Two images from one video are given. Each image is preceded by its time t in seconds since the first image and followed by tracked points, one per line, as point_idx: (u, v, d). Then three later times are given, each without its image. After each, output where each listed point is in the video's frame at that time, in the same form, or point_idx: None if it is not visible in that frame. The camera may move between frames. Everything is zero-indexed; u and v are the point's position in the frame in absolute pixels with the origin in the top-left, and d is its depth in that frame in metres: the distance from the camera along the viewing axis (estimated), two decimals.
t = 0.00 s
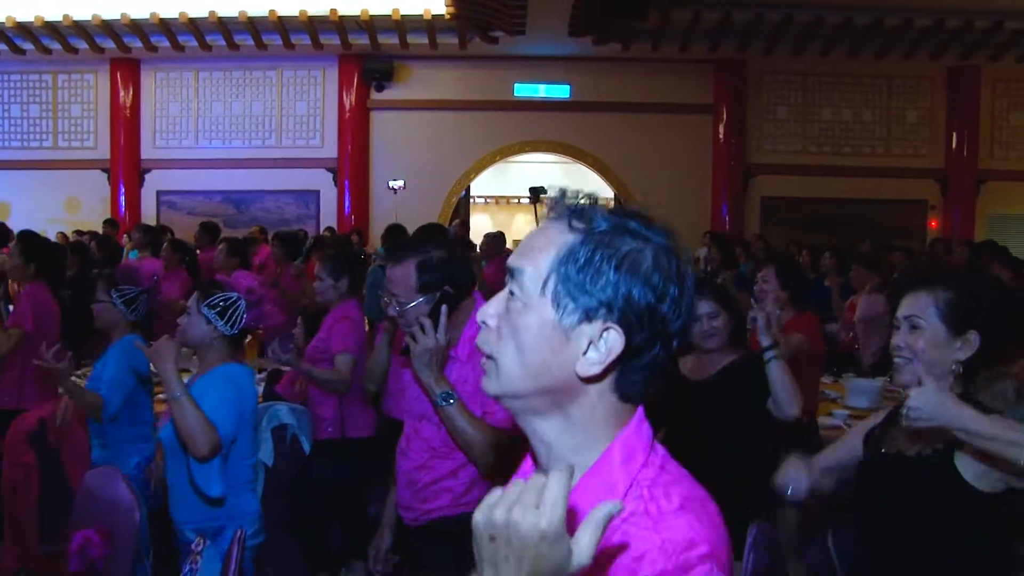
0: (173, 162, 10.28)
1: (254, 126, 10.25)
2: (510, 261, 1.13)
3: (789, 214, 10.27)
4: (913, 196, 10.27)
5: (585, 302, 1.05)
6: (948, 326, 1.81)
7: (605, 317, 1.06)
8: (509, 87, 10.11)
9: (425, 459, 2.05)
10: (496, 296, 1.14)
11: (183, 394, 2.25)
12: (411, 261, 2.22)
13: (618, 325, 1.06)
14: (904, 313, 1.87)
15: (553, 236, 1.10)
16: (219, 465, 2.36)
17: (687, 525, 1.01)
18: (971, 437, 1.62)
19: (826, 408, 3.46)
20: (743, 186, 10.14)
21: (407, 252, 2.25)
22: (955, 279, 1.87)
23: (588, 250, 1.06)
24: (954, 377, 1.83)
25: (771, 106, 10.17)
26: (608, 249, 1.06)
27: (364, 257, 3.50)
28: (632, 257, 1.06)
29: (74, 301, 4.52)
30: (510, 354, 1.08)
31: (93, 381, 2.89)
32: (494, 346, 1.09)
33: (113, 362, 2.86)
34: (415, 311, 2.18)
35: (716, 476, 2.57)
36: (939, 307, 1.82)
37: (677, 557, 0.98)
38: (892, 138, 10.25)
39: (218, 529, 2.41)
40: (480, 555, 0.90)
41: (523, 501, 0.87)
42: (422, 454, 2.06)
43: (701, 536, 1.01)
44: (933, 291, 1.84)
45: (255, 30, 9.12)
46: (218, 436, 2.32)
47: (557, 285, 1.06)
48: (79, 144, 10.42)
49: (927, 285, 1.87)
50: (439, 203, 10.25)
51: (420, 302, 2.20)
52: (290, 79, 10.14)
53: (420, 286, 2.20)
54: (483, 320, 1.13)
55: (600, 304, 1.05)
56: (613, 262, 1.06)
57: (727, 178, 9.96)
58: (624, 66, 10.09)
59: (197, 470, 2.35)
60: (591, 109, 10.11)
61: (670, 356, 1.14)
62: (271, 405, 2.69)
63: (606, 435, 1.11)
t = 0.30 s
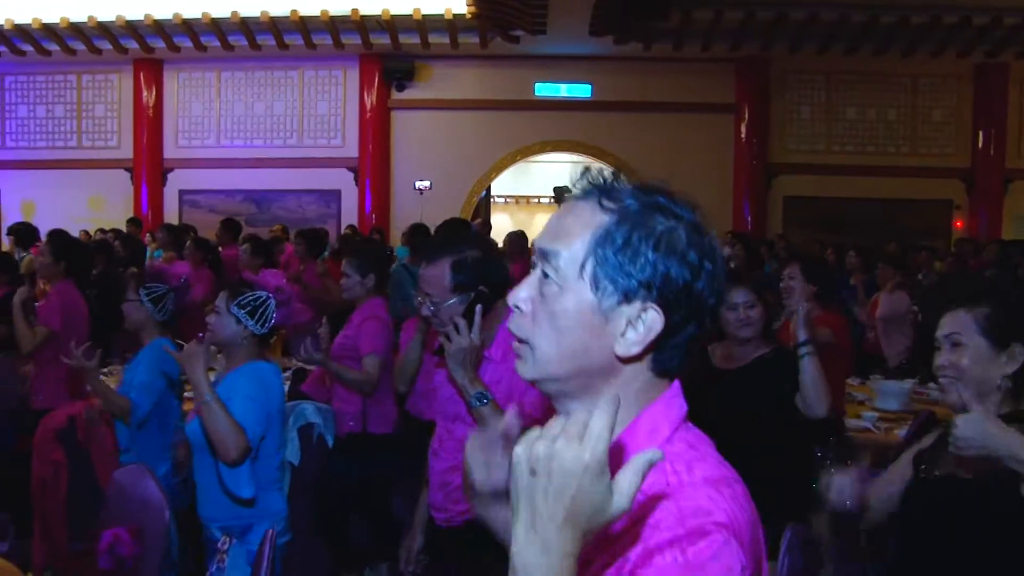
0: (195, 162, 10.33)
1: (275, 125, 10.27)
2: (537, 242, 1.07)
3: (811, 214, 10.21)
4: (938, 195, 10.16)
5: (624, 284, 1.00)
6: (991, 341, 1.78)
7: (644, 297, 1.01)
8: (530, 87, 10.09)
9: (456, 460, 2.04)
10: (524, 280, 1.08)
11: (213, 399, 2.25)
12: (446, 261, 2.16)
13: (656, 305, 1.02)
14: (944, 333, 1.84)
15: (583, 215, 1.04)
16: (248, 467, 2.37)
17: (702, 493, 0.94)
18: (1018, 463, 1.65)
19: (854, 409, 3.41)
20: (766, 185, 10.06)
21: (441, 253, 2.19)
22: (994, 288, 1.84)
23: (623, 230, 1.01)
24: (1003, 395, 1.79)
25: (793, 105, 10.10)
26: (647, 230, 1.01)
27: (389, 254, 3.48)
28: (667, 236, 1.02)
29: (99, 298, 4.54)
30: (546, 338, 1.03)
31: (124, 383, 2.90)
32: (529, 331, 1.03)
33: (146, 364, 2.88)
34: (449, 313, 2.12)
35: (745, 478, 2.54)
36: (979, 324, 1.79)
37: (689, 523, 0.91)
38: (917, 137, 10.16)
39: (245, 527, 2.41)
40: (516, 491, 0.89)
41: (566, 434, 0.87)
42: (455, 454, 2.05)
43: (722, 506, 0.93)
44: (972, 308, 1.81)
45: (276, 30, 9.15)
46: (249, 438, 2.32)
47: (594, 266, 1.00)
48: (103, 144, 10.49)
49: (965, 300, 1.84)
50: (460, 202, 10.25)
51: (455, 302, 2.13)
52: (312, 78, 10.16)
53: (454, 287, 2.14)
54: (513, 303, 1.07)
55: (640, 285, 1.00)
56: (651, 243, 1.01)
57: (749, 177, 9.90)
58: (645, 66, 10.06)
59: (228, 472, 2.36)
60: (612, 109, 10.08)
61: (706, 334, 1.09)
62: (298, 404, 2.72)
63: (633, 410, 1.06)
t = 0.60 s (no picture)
0: (226, 162, 10.40)
1: (305, 125, 10.32)
2: (600, 230, 1.09)
3: (843, 214, 10.11)
4: (973, 194, 10.02)
5: (689, 262, 1.00)
6: None
7: (708, 275, 1.01)
8: (559, 86, 10.07)
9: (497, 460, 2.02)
10: (588, 267, 1.09)
11: (253, 392, 2.26)
12: (489, 263, 2.14)
13: (720, 283, 1.01)
14: (994, 317, 1.91)
15: (646, 200, 1.05)
16: (287, 461, 2.38)
17: (764, 480, 0.92)
18: None
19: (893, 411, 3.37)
20: (797, 184, 9.98)
21: (484, 254, 2.18)
22: None
23: (687, 209, 1.02)
24: None
25: (825, 104, 10.02)
26: (710, 210, 1.02)
27: (424, 254, 3.48)
28: (730, 217, 1.02)
29: (133, 298, 4.57)
30: (610, 319, 1.03)
31: (162, 378, 2.96)
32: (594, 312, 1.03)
33: (184, 359, 2.95)
34: (492, 314, 2.10)
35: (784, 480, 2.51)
36: None
37: (750, 510, 0.89)
38: (951, 136, 10.02)
39: (277, 522, 2.41)
40: (564, 485, 0.91)
41: (614, 429, 0.88)
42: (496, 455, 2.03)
43: (784, 492, 0.91)
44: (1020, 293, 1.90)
45: (306, 31, 9.19)
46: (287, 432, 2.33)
47: (658, 245, 1.01)
48: (135, 145, 10.59)
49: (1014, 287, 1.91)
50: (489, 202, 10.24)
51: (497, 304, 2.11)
52: (341, 79, 10.20)
53: (497, 288, 2.11)
54: (577, 289, 1.08)
55: (705, 263, 1.00)
56: (714, 223, 1.01)
57: (779, 176, 9.82)
58: (675, 65, 10.01)
59: (267, 464, 2.37)
60: (641, 109, 10.04)
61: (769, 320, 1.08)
62: (332, 404, 2.68)
63: (693, 394, 1.04)
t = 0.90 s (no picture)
0: (254, 162, 10.45)
1: (334, 126, 10.35)
2: (655, 281, 1.12)
3: (874, 215, 10.01)
4: (1007, 195, 9.89)
5: (741, 309, 1.03)
6: None
7: (763, 322, 1.03)
8: (587, 86, 10.04)
9: (537, 466, 2.01)
10: (645, 318, 1.12)
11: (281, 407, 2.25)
12: (529, 261, 2.11)
13: (777, 330, 1.04)
14: None
15: (700, 249, 1.09)
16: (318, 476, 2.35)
17: (830, 544, 0.98)
18: None
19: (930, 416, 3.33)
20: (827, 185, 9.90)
21: (521, 252, 2.14)
22: None
23: (738, 255, 1.05)
24: None
25: (856, 104, 9.91)
26: (761, 256, 1.05)
27: (457, 257, 3.47)
28: (782, 261, 1.05)
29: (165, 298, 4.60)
30: (667, 369, 1.06)
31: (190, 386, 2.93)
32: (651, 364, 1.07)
33: (211, 369, 2.90)
34: (532, 313, 2.10)
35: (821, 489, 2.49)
36: None
37: None
38: (986, 136, 9.89)
39: (312, 536, 2.41)
40: (607, 548, 0.84)
41: (654, 491, 0.83)
42: (534, 460, 2.02)
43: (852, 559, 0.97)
44: None
45: (335, 31, 9.21)
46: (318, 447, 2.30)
47: (711, 292, 1.04)
48: (165, 146, 10.67)
49: None
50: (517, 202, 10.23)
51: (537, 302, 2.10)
52: (369, 79, 10.22)
53: (536, 288, 2.09)
54: (635, 341, 1.11)
55: (757, 309, 1.03)
56: (766, 269, 1.04)
57: (809, 177, 9.74)
58: (704, 64, 9.94)
59: (298, 482, 2.34)
60: (670, 109, 9.99)
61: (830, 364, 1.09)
62: (364, 403, 2.65)
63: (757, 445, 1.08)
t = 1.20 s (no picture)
0: (281, 162, 10.50)
1: (360, 126, 10.38)
2: (687, 247, 1.11)
3: (904, 214, 9.91)
4: None
5: (775, 279, 1.01)
6: None
7: (799, 290, 1.02)
8: (613, 85, 10.01)
9: (568, 465, 2.01)
10: (679, 286, 1.12)
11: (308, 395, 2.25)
12: (561, 263, 2.09)
13: (814, 296, 1.02)
14: None
15: (732, 215, 1.07)
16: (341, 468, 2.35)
17: (874, 494, 0.99)
18: None
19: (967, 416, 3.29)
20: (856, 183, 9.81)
21: (555, 251, 2.12)
22: None
23: (771, 223, 1.03)
24: None
25: (887, 101, 9.82)
26: (794, 222, 1.03)
27: (487, 253, 3.46)
28: (817, 227, 1.02)
29: (193, 296, 4.62)
30: (704, 339, 1.06)
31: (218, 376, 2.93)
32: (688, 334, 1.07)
33: (242, 358, 2.91)
34: (565, 314, 2.09)
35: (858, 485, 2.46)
36: None
37: (864, 526, 0.96)
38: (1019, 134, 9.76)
39: (340, 526, 2.40)
40: (680, 480, 0.93)
41: (733, 435, 0.90)
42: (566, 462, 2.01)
43: (896, 510, 0.97)
44: None
45: (360, 32, 9.21)
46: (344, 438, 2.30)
47: (745, 264, 1.03)
48: (192, 145, 10.74)
49: None
50: (544, 202, 10.21)
51: (570, 303, 2.09)
52: (394, 79, 10.24)
53: (569, 289, 2.08)
54: (670, 311, 1.11)
55: (791, 277, 1.01)
56: (799, 233, 1.02)
57: (838, 175, 9.66)
58: (731, 62, 9.88)
59: (321, 473, 2.34)
60: (696, 107, 9.93)
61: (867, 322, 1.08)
62: (394, 403, 2.67)
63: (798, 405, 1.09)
